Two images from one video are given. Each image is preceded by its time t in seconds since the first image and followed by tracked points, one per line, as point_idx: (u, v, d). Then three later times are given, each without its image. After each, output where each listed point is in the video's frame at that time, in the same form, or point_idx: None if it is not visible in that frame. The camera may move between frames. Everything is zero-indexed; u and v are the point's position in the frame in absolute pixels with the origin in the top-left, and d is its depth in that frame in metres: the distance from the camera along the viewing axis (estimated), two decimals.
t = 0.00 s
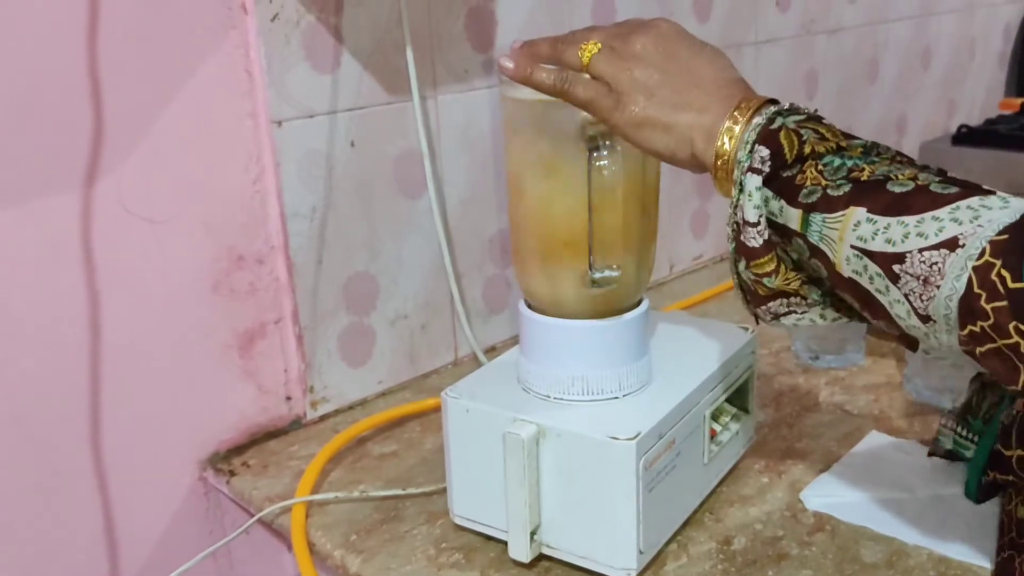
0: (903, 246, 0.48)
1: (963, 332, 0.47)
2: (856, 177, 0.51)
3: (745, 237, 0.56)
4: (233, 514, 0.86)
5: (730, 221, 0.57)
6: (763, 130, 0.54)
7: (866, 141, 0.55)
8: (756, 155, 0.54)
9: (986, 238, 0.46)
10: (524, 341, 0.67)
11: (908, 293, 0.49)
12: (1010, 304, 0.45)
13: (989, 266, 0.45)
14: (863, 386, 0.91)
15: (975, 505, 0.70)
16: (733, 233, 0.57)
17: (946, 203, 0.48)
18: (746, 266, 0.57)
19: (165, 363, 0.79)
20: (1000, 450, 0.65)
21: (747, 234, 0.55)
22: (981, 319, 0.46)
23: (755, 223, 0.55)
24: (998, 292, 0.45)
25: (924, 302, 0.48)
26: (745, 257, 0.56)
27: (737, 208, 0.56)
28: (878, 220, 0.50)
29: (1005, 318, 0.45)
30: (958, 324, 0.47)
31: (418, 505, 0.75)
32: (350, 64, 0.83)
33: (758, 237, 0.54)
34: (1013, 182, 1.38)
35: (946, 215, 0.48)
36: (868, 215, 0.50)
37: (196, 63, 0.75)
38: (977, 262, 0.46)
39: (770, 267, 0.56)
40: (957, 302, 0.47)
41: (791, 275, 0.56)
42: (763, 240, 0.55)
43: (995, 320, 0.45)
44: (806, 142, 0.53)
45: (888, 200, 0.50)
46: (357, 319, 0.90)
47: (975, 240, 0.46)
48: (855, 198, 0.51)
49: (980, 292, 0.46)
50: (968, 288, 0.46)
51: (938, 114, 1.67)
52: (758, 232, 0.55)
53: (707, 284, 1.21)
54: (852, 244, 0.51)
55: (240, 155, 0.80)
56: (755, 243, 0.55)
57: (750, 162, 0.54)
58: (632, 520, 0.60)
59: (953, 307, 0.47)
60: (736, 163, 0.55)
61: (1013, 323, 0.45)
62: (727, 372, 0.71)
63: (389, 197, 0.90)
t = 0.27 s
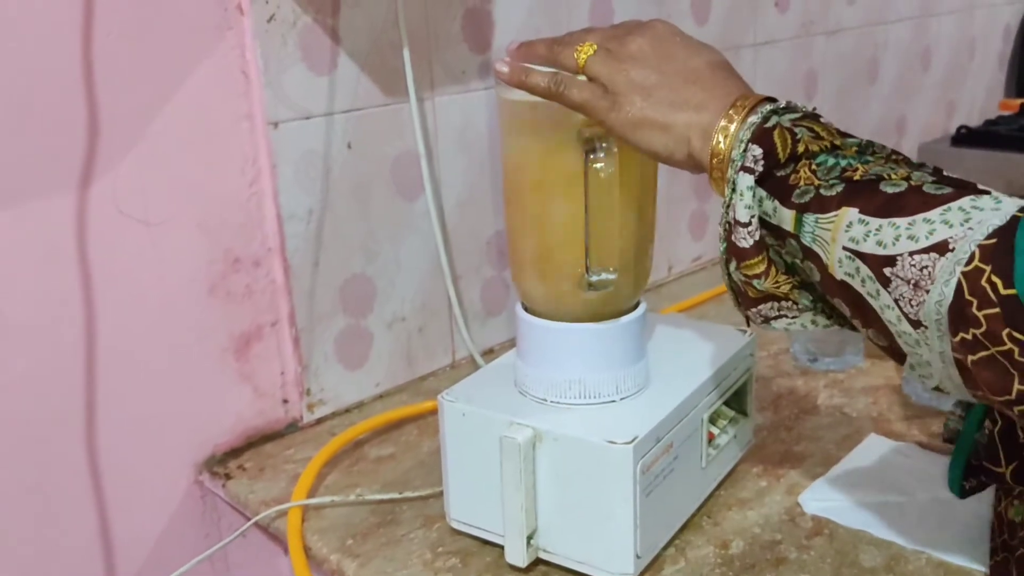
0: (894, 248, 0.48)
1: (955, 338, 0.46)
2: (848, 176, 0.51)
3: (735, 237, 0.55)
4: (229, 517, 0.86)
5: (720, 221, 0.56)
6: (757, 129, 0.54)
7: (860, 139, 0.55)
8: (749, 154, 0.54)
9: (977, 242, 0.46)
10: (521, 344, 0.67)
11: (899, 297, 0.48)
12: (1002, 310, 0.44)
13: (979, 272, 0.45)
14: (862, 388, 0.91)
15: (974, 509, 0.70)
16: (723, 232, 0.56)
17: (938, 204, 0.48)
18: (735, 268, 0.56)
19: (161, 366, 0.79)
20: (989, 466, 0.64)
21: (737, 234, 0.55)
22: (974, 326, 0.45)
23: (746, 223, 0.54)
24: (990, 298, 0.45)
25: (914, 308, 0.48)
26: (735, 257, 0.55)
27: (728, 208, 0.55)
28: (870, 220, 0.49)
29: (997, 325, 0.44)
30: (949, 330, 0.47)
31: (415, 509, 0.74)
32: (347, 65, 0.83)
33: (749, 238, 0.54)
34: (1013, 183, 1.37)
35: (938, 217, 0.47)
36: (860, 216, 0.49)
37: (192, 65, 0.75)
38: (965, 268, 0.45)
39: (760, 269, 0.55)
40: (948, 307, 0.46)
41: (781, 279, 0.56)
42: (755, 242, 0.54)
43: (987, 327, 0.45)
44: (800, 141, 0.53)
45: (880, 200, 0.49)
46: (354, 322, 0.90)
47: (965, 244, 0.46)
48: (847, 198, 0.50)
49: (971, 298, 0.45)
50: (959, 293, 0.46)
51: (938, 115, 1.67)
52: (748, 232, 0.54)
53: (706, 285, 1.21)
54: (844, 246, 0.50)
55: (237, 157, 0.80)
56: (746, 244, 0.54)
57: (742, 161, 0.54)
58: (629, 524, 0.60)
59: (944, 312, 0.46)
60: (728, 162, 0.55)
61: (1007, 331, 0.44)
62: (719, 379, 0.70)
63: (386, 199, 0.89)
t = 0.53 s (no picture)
0: (890, 243, 0.48)
1: (950, 334, 0.46)
2: (845, 171, 0.51)
3: (729, 236, 0.55)
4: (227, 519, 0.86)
5: (715, 219, 0.56)
6: (755, 126, 0.54)
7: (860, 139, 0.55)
8: (745, 151, 0.54)
9: (974, 235, 0.45)
10: (519, 346, 0.67)
11: (894, 294, 0.48)
12: (1000, 304, 0.44)
13: (976, 265, 0.45)
14: (862, 390, 0.90)
15: (973, 511, 0.69)
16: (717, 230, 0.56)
17: (935, 199, 0.47)
18: (729, 267, 0.56)
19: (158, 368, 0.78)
20: (987, 460, 0.63)
21: (731, 232, 0.54)
22: (970, 321, 0.45)
23: (741, 220, 0.54)
24: (986, 291, 0.44)
25: (910, 304, 0.47)
26: (728, 255, 0.55)
27: (724, 206, 0.55)
28: (866, 216, 0.49)
29: (994, 319, 0.44)
30: (945, 326, 0.46)
31: (413, 511, 0.74)
32: (345, 66, 0.83)
33: (743, 235, 0.54)
34: (1012, 184, 1.37)
35: (935, 211, 0.47)
36: (856, 211, 0.49)
37: (190, 66, 0.75)
38: (962, 262, 0.45)
39: (753, 268, 0.55)
40: (944, 302, 0.46)
41: (773, 280, 0.56)
42: (749, 240, 0.54)
43: (984, 321, 0.44)
44: (797, 137, 0.53)
45: (876, 195, 0.49)
46: (352, 323, 0.90)
47: (962, 237, 0.45)
48: (843, 193, 0.50)
49: (967, 292, 0.45)
50: (955, 287, 0.45)
51: (937, 115, 1.67)
52: (742, 230, 0.54)
53: (705, 286, 1.21)
54: (840, 242, 0.50)
55: (234, 158, 0.79)
56: (739, 242, 0.54)
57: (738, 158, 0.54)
58: (629, 527, 0.60)
59: (940, 307, 0.46)
60: (725, 159, 0.55)
61: (1003, 325, 0.43)
62: (716, 383, 0.69)
63: (385, 200, 0.89)
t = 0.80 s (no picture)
0: (887, 245, 0.48)
1: (946, 335, 0.46)
2: (843, 173, 0.51)
3: (726, 237, 0.55)
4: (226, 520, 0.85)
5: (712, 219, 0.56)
6: (752, 127, 0.54)
7: (858, 139, 0.54)
8: (743, 152, 0.54)
9: (971, 237, 0.45)
10: (517, 347, 0.67)
11: (891, 295, 0.48)
12: (997, 305, 0.43)
13: (973, 266, 0.44)
14: (862, 390, 0.90)
15: (974, 511, 0.69)
16: (714, 230, 0.56)
17: (933, 200, 0.47)
18: (725, 268, 0.56)
19: (156, 368, 0.78)
20: (982, 460, 0.63)
21: (727, 233, 0.54)
22: (966, 322, 0.44)
23: (737, 222, 0.54)
24: (983, 291, 0.44)
25: (906, 305, 0.47)
26: (724, 256, 0.55)
27: (721, 207, 0.55)
28: (863, 217, 0.49)
29: (990, 321, 0.43)
30: (941, 328, 0.46)
31: (412, 512, 0.74)
32: (344, 65, 0.83)
33: (739, 236, 0.54)
34: (1013, 183, 1.37)
35: (932, 213, 0.47)
36: (853, 212, 0.49)
37: (188, 65, 0.75)
38: (959, 263, 0.45)
39: (749, 269, 0.55)
40: (941, 304, 0.45)
41: (769, 282, 0.56)
42: (745, 241, 0.54)
43: (980, 322, 0.44)
44: (794, 138, 0.53)
45: (872, 196, 0.49)
46: (351, 323, 0.89)
47: (959, 239, 0.45)
48: (840, 195, 0.50)
49: (963, 293, 0.44)
50: (951, 289, 0.45)
51: (938, 115, 1.66)
52: (738, 231, 0.54)
53: (705, 286, 1.21)
54: (837, 243, 0.50)
55: (232, 158, 0.79)
56: (736, 243, 0.54)
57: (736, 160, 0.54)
58: (628, 527, 0.59)
59: (937, 308, 0.46)
60: (723, 160, 0.55)
61: (1000, 326, 0.43)
62: (715, 385, 0.69)
63: (384, 199, 0.89)
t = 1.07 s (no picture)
0: (888, 242, 0.48)
1: (948, 333, 0.46)
2: (843, 171, 0.51)
3: (726, 237, 0.55)
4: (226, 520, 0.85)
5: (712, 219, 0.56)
6: (752, 128, 0.54)
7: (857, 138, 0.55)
8: (743, 152, 0.54)
9: (973, 234, 0.45)
10: (518, 348, 0.67)
11: (892, 293, 0.48)
12: (999, 302, 0.43)
13: (975, 262, 0.44)
14: (861, 391, 0.90)
15: (973, 512, 0.69)
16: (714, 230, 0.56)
17: (934, 197, 0.47)
18: (725, 268, 0.56)
19: (155, 369, 0.78)
20: (982, 466, 0.65)
21: (728, 233, 0.54)
22: (968, 319, 0.44)
23: (737, 222, 0.54)
24: (985, 288, 0.44)
25: (908, 303, 0.47)
26: (725, 256, 0.55)
27: (722, 207, 0.55)
28: (864, 215, 0.49)
29: (992, 318, 0.43)
30: (943, 326, 0.46)
31: (412, 513, 0.74)
32: (344, 67, 0.83)
33: (739, 236, 0.54)
34: (1012, 185, 1.37)
35: (933, 210, 0.47)
36: (854, 211, 0.49)
37: (188, 66, 0.75)
38: (960, 260, 0.45)
39: (749, 269, 0.55)
40: (942, 301, 0.45)
41: (769, 282, 0.56)
42: (745, 241, 0.54)
43: (982, 320, 0.44)
44: (794, 138, 0.53)
45: (873, 194, 0.49)
46: (351, 324, 0.89)
47: (960, 236, 0.45)
48: (841, 193, 0.50)
49: (965, 291, 0.44)
50: (953, 286, 0.45)
51: (937, 116, 1.67)
52: (738, 231, 0.54)
53: (705, 287, 1.21)
54: (838, 241, 0.50)
55: (232, 159, 0.79)
56: (735, 243, 0.54)
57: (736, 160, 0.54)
58: (627, 528, 0.59)
59: (938, 305, 0.46)
60: (723, 161, 0.55)
61: (1002, 323, 0.43)
62: (714, 386, 0.69)
63: (384, 201, 0.89)
